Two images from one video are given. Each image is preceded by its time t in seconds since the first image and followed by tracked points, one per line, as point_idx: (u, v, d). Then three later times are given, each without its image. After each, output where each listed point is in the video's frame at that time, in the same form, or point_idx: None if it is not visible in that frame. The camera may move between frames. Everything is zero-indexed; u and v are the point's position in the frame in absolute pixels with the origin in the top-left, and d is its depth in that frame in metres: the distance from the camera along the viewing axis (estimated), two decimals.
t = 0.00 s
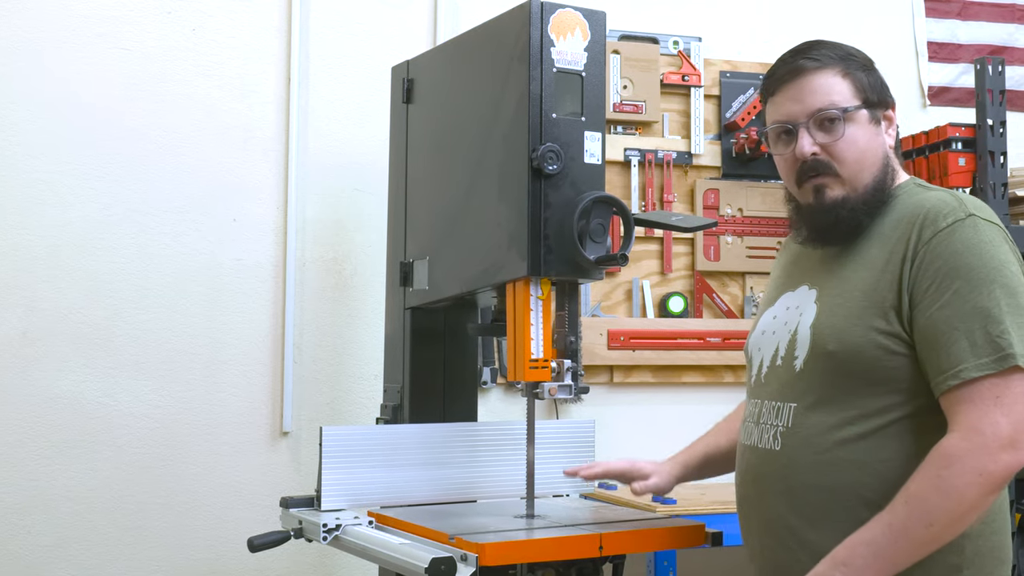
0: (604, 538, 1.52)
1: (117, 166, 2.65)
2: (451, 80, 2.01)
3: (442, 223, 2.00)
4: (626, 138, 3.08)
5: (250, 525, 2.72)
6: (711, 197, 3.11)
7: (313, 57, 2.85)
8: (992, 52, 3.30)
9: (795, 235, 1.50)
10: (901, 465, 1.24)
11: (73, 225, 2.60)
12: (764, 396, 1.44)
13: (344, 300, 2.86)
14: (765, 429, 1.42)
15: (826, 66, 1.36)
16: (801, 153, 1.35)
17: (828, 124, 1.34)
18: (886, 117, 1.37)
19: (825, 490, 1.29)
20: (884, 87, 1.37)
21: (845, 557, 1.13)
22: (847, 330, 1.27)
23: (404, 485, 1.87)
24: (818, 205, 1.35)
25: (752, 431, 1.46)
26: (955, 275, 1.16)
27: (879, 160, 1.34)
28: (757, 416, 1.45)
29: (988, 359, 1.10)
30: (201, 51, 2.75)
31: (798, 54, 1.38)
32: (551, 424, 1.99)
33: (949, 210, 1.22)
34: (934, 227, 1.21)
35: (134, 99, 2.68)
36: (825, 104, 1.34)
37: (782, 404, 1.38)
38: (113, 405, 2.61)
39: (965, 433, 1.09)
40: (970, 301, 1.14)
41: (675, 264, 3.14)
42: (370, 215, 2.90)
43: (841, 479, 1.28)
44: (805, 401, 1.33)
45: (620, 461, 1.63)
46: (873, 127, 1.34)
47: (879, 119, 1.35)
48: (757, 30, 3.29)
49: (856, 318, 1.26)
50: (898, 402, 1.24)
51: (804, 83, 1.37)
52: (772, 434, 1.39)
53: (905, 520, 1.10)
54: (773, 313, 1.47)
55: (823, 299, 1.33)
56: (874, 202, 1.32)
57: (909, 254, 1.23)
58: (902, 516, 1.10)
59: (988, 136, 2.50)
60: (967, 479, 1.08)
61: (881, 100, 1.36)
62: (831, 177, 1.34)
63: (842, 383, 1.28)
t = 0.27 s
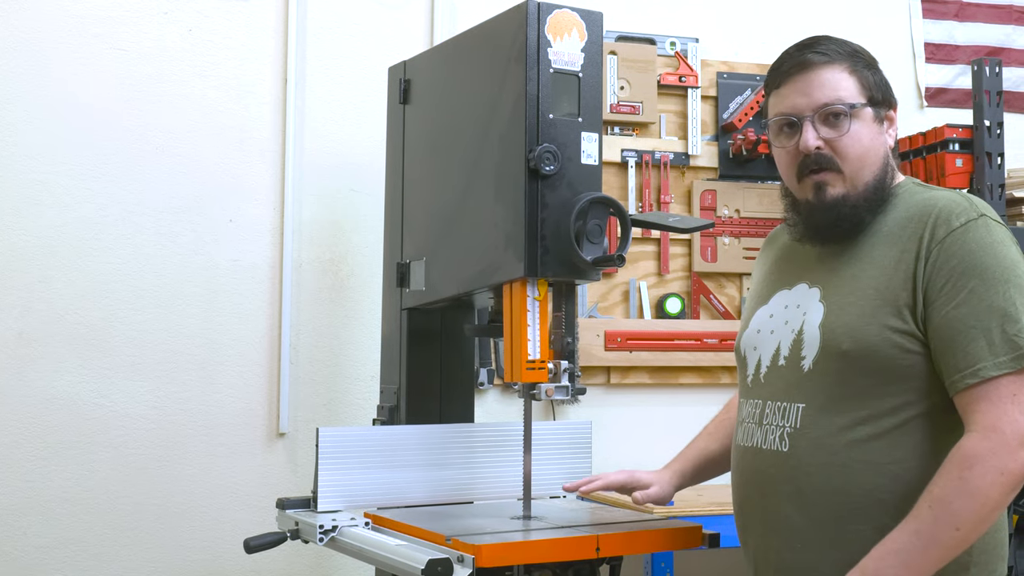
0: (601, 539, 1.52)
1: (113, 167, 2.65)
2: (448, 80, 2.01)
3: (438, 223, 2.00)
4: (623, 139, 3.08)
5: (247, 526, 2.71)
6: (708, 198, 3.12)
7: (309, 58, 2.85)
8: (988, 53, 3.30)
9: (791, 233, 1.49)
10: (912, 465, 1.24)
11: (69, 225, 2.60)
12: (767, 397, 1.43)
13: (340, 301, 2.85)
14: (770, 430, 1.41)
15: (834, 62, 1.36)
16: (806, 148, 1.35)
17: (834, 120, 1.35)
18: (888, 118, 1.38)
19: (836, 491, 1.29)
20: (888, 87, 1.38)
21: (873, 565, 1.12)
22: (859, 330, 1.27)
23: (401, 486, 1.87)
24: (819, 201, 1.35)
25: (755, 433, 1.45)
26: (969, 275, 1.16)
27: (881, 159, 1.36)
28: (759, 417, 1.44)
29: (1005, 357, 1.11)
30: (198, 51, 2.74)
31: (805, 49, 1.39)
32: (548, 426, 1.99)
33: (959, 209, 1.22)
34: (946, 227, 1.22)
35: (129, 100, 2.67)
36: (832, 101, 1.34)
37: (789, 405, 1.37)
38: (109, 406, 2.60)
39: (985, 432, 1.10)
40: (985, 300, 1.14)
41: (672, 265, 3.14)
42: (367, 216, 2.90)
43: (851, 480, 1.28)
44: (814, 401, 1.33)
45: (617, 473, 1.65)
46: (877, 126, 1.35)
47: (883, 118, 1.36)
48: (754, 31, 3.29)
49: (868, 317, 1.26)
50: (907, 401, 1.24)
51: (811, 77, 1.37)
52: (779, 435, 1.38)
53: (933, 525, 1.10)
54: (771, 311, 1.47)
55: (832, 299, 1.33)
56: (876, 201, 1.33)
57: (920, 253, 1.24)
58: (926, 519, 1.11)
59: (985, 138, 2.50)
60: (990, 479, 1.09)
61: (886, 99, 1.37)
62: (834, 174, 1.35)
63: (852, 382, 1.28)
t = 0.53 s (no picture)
0: (601, 540, 1.51)
1: (112, 167, 2.65)
2: (447, 80, 2.01)
3: (437, 224, 2.00)
4: (623, 139, 3.08)
5: (246, 526, 2.71)
6: (707, 199, 3.12)
7: (309, 58, 2.85)
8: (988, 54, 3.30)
9: (786, 233, 1.52)
10: (907, 457, 1.27)
11: (69, 225, 2.59)
12: (763, 394, 1.46)
13: (340, 301, 2.85)
14: (766, 425, 1.44)
15: (826, 68, 1.40)
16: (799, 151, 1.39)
17: (827, 123, 1.38)
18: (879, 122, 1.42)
19: (832, 484, 1.32)
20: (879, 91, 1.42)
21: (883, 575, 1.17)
22: (854, 325, 1.30)
23: (400, 487, 1.87)
24: (813, 202, 1.38)
25: (751, 429, 1.48)
26: (958, 272, 1.21)
27: (872, 162, 1.39)
28: (755, 413, 1.47)
29: (990, 350, 1.16)
30: (198, 51, 2.74)
31: (799, 56, 1.43)
32: (547, 426, 1.99)
33: (948, 206, 1.27)
34: (936, 224, 1.26)
35: (129, 100, 2.67)
36: (824, 106, 1.38)
37: (785, 400, 1.40)
38: (109, 406, 2.60)
39: (970, 428, 1.16)
40: (972, 296, 1.19)
41: (671, 266, 3.14)
42: (366, 216, 2.90)
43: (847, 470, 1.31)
44: (809, 396, 1.36)
45: (624, 480, 1.65)
46: (868, 130, 1.39)
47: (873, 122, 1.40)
48: (753, 32, 3.29)
49: (862, 312, 1.30)
50: (900, 393, 1.28)
51: (804, 82, 1.40)
52: (775, 430, 1.41)
53: (935, 528, 1.15)
54: (767, 311, 1.50)
55: (827, 296, 1.36)
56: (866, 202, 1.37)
57: (911, 250, 1.27)
58: (925, 522, 1.16)
59: (986, 138, 2.50)
60: (983, 473, 1.14)
61: (877, 103, 1.40)
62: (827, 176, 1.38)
63: (846, 375, 1.31)
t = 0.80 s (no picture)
0: (600, 541, 1.51)
1: (112, 168, 2.64)
2: (447, 80, 2.01)
3: (437, 224, 2.00)
4: (622, 140, 3.08)
5: (245, 526, 2.71)
6: (707, 199, 3.12)
7: (309, 58, 2.85)
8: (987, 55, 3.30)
9: (786, 240, 1.57)
10: (898, 456, 1.30)
11: (68, 225, 2.59)
12: (764, 396, 1.50)
13: (338, 301, 2.84)
14: (767, 426, 1.48)
15: (823, 81, 1.45)
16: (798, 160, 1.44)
17: (823, 133, 1.43)
18: (874, 133, 1.46)
19: (827, 481, 1.36)
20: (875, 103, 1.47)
21: None
22: (846, 327, 1.34)
23: (400, 487, 1.87)
24: (811, 208, 1.43)
25: (753, 430, 1.52)
26: (942, 273, 1.25)
27: (868, 171, 1.44)
28: (758, 415, 1.51)
29: (973, 346, 1.20)
30: (197, 52, 2.74)
31: (797, 70, 1.48)
32: (546, 427, 1.99)
33: (932, 210, 1.31)
34: (921, 227, 1.30)
35: (128, 100, 2.67)
36: (821, 116, 1.43)
37: (783, 401, 1.44)
38: (108, 406, 2.60)
39: (960, 425, 1.20)
40: (957, 297, 1.23)
41: (671, 266, 3.14)
42: (365, 216, 2.89)
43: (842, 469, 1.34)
44: (805, 397, 1.40)
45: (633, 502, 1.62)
46: (863, 140, 1.44)
47: (868, 133, 1.45)
48: (753, 33, 3.29)
49: (854, 315, 1.34)
50: (891, 392, 1.31)
51: (801, 94, 1.45)
52: (774, 430, 1.45)
53: (944, 526, 1.19)
54: (767, 318, 1.54)
55: (821, 300, 1.40)
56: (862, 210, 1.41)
57: (899, 253, 1.32)
58: (934, 524, 1.20)
59: (985, 139, 2.50)
60: (976, 467, 1.19)
61: (872, 115, 1.45)
62: (824, 185, 1.43)
63: (840, 377, 1.36)
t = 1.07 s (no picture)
0: (598, 542, 1.51)
1: (110, 168, 2.64)
2: (446, 80, 2.00)
3: (435, 225, 2.00)
4: (621, 140, 3.08)
5: (243, 527, 2.70)
6: (706, 200, 3.12)
7: (307, 58, 2.84)
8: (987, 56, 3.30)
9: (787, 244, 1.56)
10: (897, 455, 1.31)
11: (67, 225, 2.59)
12: (766, 395, 1.50)
13: (337, 301, 2.84)
14: (769, 424, 1.48)
15: (820, 89, 1.46)
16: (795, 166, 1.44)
17: (820, 139, 1.43)
18: (872, 141, 1.46)
19: (826, 480, 1.36)
20: (873, 112, 1.47)
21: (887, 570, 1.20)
22: (844, 325, 1.34)
23: (398, 488, 1.86)
24: (808, 213, 1.43)
25: (757, 429, 1.52)
26: (935, 271, 1.25)
27: (864, 178, 1.43)
28: (761, 414, 1.51)
29: (964, 342, 1.21)
30: (196, 52, 2.74)
31: (796, 79, 1.49)
32: (544, 427, 1.98)
33: (928, 211, 1.31)
34: (916, 226, 1.31)
35: (127, 100, 2.67)
36: (818, 124, 1.43)
37: (785, 399, 1.44)
38: (106, 407, 2.60)
39: (945, 416, 1.20)
40: (949, 294, 1.23)
41: (670, 266, 3.13)
42: (365, 216, 2.89)
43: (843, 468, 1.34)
44: (805, 395, 1.40)
45: (654, 492, 1.66)
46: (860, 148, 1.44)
47: (865, 140, 1.45)
48: (753, 33, 3.29)
49: (851, 312, 1.34)
50: (890, 391, 1.31)
51: (798, 102, 1.46)
52: (778, 428, 1.45)
53: (924, 513, 1.19)
54: (768, 321, 1.54)
55: (820, 299, 1.40)
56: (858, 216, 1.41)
57: (894, 252, 1.32)
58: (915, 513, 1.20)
59: (984, 140, 2.49)
60: (960, 458, 1.18)
61: (869, 123, 1.45)
62: (821, 190, 1.43)
63: (838, 376, 1.36)
